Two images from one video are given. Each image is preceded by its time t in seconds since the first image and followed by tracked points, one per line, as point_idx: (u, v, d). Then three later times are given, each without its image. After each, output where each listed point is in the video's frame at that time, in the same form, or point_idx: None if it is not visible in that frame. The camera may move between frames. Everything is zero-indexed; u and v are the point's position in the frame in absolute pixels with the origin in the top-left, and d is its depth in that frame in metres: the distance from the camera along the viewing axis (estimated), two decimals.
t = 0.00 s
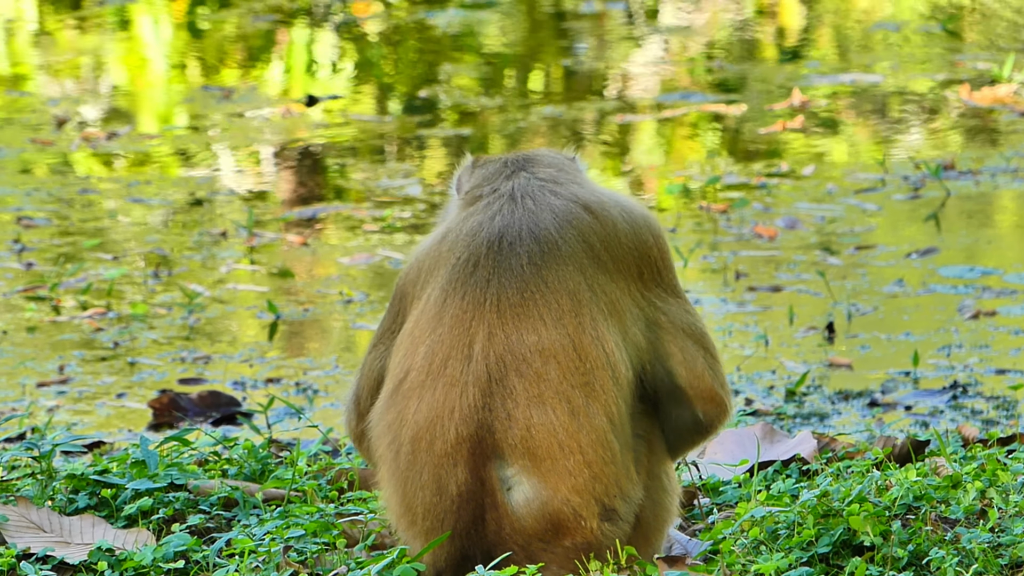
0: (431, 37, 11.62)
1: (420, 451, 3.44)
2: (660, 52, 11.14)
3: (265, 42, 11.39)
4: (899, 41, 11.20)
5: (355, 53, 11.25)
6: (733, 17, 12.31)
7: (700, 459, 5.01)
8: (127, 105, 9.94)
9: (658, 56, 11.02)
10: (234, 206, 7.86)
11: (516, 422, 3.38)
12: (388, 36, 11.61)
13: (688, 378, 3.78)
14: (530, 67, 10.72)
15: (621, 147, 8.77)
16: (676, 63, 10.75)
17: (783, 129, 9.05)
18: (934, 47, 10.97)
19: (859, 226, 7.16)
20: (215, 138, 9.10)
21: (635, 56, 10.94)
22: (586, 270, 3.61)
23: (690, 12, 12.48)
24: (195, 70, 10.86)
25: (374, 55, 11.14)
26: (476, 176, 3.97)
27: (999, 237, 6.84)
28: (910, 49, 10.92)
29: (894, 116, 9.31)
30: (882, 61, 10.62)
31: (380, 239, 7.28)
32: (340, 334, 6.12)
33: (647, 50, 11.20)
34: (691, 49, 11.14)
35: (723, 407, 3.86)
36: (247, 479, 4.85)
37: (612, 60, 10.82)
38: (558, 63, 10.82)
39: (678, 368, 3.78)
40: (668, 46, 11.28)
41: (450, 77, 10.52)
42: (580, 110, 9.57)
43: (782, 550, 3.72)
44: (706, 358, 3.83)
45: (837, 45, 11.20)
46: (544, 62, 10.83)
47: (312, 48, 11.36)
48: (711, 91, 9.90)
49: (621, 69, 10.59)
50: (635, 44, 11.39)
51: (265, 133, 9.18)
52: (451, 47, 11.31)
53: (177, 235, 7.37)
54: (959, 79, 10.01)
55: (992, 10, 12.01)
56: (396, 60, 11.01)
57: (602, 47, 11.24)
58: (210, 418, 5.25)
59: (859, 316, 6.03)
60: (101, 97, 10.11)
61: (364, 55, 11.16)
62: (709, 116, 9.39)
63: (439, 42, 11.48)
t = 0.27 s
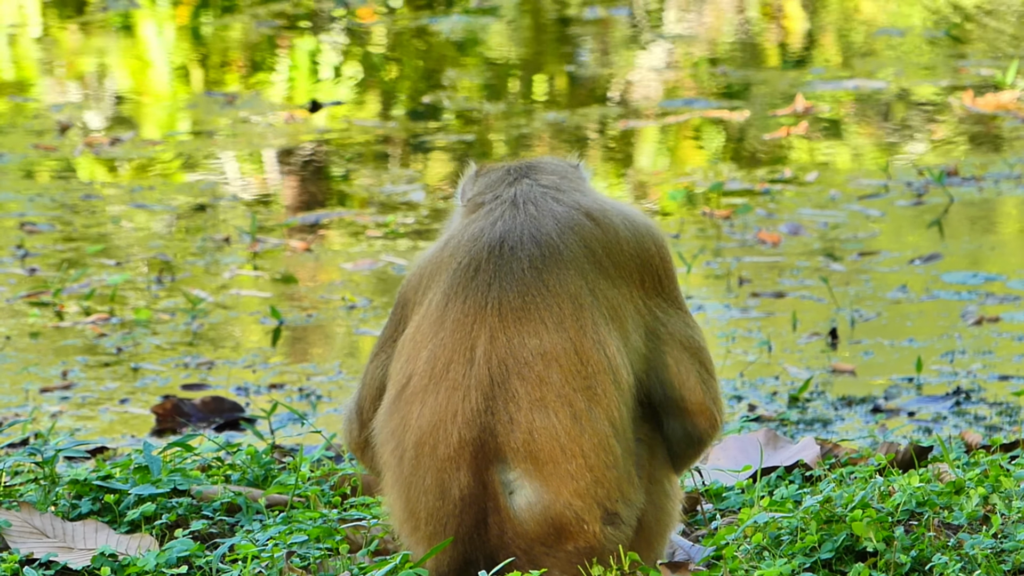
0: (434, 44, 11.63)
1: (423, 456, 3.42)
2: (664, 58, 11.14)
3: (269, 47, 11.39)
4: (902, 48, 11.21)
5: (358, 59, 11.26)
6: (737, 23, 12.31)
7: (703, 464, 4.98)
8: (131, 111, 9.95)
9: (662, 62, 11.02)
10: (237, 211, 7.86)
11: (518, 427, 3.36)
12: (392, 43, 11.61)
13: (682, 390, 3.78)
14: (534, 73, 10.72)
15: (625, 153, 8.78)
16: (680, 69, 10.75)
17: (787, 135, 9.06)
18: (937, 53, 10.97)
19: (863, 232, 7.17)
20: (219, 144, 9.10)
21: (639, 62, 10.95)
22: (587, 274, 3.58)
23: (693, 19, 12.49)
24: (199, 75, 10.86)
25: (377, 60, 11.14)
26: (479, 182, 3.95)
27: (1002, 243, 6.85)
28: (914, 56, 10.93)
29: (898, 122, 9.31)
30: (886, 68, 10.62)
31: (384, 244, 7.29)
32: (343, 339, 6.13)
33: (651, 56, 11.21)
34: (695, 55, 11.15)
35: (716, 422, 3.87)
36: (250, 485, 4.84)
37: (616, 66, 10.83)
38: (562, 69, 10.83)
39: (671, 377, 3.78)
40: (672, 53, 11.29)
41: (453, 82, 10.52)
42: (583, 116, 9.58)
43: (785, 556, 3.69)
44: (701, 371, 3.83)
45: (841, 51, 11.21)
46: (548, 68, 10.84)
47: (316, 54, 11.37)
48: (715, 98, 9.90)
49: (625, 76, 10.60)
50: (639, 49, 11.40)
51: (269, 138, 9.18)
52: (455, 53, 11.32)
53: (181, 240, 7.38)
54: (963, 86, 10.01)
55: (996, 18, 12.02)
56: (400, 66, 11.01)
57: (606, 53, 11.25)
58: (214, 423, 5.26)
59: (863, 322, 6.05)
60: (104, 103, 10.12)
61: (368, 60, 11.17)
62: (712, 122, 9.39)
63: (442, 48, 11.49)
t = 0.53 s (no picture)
0: (436, 48, 11.63)
1: (422, 463, 3.42)
2: (666, 62, 11.14)
3: (271, 52, 11.40)
4: (904, 52, 11.21)
5: (360, 63, 11.26)
6: (738, 28, 12.31)
7: (704, 468, 4.97)
8: (132, 115, 9.95)
9: (663, 66, 11.03)
10: (239, 215, 7.85)
11: (514, 432, 3.35)
12: (394, 47, 11.62)
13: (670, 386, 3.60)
14: (536, 77, 10.72)
15: (626, 157, 8.78)
16: (682, 74, 10.76)
17: (790, 139, 9.06)
18: (939, 58, 10.98)
19: (864, 236, 7.18)
20: (220, 148, 9.11)
21: (641, 67, 10.95)
22: (581, 275, 3.55)
23: (695, 23, 12.50)
24: (200, 79, 10.86)
25: (379, 65, 11.14)
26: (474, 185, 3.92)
27: (1003, 248, 6.85)
28: (915, 60, 10.93)
29: (900, 126, 9.32)
30: (888, 72, 10.62)
31: (385, 248, 7.29)
32: (345, 342, 6.13)
33: (653, 60, 11.21)
34: (696, 60, 11.15)
35: (712, 410, 3.71)
36: (251, 489, 4.83)
37: (618, 70, 10.83)
38: (564, 73, 10.84)
39: (655, 376, 3.61)
40: (674, 57, 11.29)
41: (455, 87, 10.53)
42: (585, 120, 9.58)
43: (786, 561, 3.68)
44: (691, 366, 3.62)
45: (842, 56, 11.21)
46: (550, 73, 10.84)
47: (318, 58, 11.37)
48: (716, 102, 9.90)
49: (627, 80, 10.60)
50: (640, 54, 11.40)
51: (270, 142, 9.19)
52: (456, 57, 11.32)
53: (182, 244, 7.38)
54: (965, 90, 10.01)
55: (997, 23, 12.03)
56: (401, 70, 11.02)
57: (608, 57, 11.25)
58: (215, 427, 5.26)
59: (864, 326, 6.05)
60: (106, 107, 10.12)
61: (370, 65, 11.17)
62: (714, 126, 9.39)
63: (444, 52, 11.50)
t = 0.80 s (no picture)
0: (437, 52, 11.63)
1: (420, 472, 3.42)
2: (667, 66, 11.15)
3: (272, 55, 11.40)
4: (905, 56, 11.21)
5: (361, 67, 11.26)
6: (739, 32, 12.32)
7: (704, 472, 4.97)
8: (133, 120, 9.95)
9: (664, 70, 11.03)
10: (240, 219, 7.86)
11: (512, 439, 3.35)
12: (395, 51, 11.62)
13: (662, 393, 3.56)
14: (537, 81, 10.72)
15: (627, 161, 8.78)
16: (683, 77, 10.76)
17: (791, 143, 9.07)
18: (940, 62, 10.97)
19: (865, 241, 7.18)
20: (221, 151, 9.11)
21: (642, 71, 10.95)
22: (576, 281, 3.55)
23: (696, 27, 12.50)
24: (201, 83, 10.87)
25: (380, 69, 11.15)
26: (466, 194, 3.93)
27: (1004, 252, 6.85)
28: (916, 64, 10.93)
29: (901, 130, 9.32)
30: (889, 76, 10.62)
31: (386, 253, 7.29)
32: (346, 347, 6.13)
33: (654, 64, 11.21)
34: (697, 64, 11.15)
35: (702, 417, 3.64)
36: (252, 492, 4.82)
37: (619, 74, 10.83)
38: (565, 77, 10.84)
39: (646, 384, 3.58)
40: (674, 61, 11.29)
41: (456, 90, 10.53)
42: (585, 124, 9.59)
43: (787, 565, 3.68)
44: (682, 372, 3.58)
45: (843, 59, 11.21)
46: (551, 77, 10.85)
47: (319, 62, 11.38)
48: (717, 106, 9.90)
49: (628, 84, 10.60)
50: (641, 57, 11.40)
51: (271, 146, 9.19)
52: (457, 61, 11.32)
53: (183, 248, 7.38)
54: (966, 93, 10.01)
55: (998, 27, 12.03)
56: (402, 74, 11.02)
57: (609, 61, 11.26)
58: (215, 431, 5.26)
59: (865, 330, 6.06)
60: (107, 111, 10.13)
61: (371, 69, 11.18)
62: (715, 130, 9.39)
63: (445, 56, 11.50)
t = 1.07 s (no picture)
0: (437, 55, 11.63)
1: (425, 472, 3.42)
2: (667, 69, 11.15)
3: (272, 59, 11.41)
4: (905, 59, 11.22)
5: (361, 71, 11.26)
6: (739, 35, 12.32)
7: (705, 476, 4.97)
8: (133, 123, 9.95)
9: (664, 73, 11.03)
10: (240, 223, 7.86)
11: (520, 439, 3.35)
12: (395, 55, 11.62)
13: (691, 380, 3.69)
14: (537, 85, 10.73)
15: (627, 164, 8.78)
16: (683, 81, 10.77)
17: (792, 146, 9.07)
18: (940, 65, 10.98)
19: (865, 244, 7.18)
20: (221, 155, 9.11)
21: (642, 74, 10.96)
22: (583, 283, 3.56)
23: (696, 31, 12.50)
24: (201, 87, 10.87)
25: (380, 72, 11.15)
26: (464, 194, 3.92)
27: (1004, 255, 6.86)
28: (916, 68, 10.94)
29: (900, 133, 9.32)
30: (889, 79, 10.62)
31: (386, 256, 7.29)
32: (346, 350, 6.13)
33: (654, 67, 11.21)
34: (697, 67, 11.16)
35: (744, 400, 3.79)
36: (252, 495, 4.82)
37: (619, 77, 10.84)
38: (565, 81, 10.84)
39: (682, 368, 3.69)
40: (674, 65, 11.30)
41: (456, 93, 10.53)
42: (585, 127, 9.59)
43: (787, 567, 3.68)
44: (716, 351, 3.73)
45: (843, 63, 11.22)
46: (551, 80, 10.85)
47: (319, 66, 11.38)
48: (717, 109, 9.91)
49: (628, 87, 10.61)
50: (641, 61, 11.41)
51: (271, 149, 9.19)
52: (458, 64, 11.33)
53: (183, 251, 7.38)
54: (965, 97, 10.02)
55: (997, 31, 12.04)
56: (402, 77, 11.02)
57: (609, 65, 11.26)
58: (215, 434, 5.26)
59: (865, 333, 6.06)
60: (107, 115, 10.13)
61: (371, 72, 11.18)
62: (715, 133, 9.40)
63: (445, 60, 11.50)
